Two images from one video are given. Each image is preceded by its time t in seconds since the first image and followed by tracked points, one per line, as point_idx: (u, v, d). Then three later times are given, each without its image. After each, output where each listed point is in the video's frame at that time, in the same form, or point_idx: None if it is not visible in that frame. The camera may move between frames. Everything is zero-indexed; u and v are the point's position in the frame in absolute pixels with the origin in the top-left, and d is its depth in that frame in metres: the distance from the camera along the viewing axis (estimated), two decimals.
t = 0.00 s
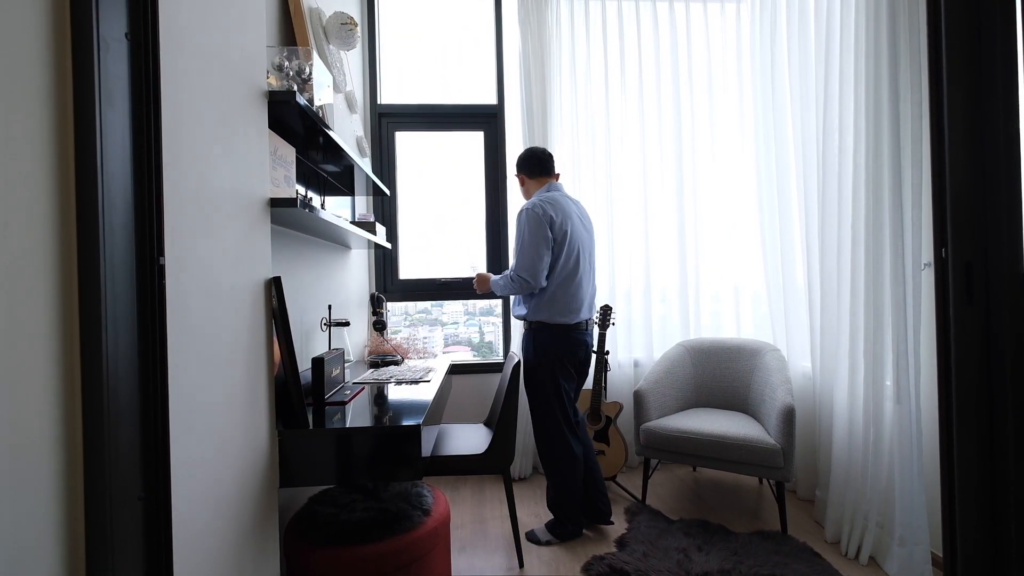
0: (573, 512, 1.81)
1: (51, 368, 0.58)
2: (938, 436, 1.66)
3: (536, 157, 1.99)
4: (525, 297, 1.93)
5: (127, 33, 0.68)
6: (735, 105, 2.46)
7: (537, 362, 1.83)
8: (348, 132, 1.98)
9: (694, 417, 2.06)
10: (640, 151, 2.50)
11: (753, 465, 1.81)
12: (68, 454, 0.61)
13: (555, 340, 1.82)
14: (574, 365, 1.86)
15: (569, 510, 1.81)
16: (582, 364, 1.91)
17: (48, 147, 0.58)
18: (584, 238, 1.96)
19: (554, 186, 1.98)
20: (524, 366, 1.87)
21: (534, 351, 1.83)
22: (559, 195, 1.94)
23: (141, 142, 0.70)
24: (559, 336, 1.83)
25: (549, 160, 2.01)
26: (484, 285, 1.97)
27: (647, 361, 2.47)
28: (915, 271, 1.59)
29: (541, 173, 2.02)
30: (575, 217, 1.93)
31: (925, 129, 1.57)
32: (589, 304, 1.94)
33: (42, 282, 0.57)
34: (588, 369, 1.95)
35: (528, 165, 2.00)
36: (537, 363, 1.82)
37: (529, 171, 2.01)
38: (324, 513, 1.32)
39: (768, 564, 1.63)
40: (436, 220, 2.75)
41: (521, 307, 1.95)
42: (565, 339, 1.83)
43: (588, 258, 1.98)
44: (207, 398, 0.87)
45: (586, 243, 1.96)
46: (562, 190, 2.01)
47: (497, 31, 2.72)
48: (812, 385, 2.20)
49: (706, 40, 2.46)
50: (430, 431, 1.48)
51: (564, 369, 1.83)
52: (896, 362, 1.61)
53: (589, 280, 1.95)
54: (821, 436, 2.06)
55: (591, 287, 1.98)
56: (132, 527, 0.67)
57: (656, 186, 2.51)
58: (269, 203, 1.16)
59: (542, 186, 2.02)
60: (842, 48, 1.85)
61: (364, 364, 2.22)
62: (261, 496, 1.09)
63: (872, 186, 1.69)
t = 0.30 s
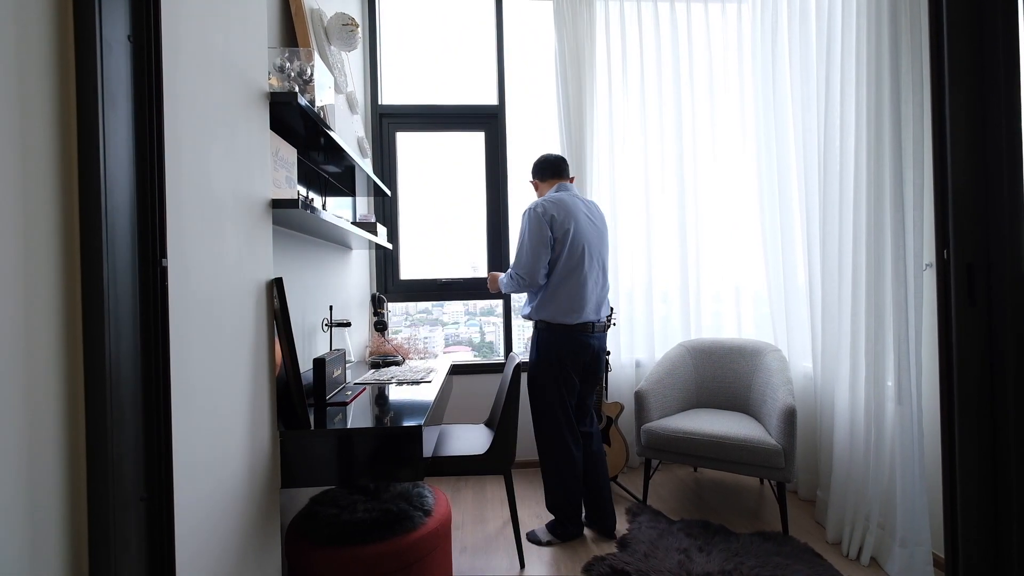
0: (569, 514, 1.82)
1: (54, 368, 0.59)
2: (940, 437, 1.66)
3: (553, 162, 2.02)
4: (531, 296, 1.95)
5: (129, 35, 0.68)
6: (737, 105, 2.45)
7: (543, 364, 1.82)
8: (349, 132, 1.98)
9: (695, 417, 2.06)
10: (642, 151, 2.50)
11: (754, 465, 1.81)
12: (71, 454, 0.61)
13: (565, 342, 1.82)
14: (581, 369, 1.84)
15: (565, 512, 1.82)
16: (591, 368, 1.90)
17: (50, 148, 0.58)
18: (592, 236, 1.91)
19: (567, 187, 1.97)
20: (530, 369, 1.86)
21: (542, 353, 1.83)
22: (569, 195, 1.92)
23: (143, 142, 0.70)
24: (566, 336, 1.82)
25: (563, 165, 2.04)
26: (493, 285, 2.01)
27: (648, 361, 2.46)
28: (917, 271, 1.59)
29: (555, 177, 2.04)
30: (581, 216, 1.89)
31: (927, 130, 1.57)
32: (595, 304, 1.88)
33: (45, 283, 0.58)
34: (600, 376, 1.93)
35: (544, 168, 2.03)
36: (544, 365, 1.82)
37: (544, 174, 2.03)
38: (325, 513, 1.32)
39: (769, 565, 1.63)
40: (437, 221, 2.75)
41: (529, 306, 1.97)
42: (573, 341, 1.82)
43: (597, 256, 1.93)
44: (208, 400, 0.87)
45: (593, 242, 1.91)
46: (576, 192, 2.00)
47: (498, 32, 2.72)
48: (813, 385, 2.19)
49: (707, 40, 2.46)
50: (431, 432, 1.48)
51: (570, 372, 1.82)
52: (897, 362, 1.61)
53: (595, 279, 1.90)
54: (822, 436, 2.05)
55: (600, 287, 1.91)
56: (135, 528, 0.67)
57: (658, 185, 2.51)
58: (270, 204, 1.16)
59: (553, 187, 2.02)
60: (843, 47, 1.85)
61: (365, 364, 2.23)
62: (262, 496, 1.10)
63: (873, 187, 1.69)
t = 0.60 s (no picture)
0: (570, 519, 1.81)
1: (55, 369, 0.59)
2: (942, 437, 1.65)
3: (577, 163, 2.05)
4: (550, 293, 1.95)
5: (130, 35, 0.68)
6: (738, 104, 2.44)
7: (558, 366, 1.80)
8: (350, 132, 1.98)
9: (696, 417, 2.06)
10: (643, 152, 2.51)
11: (756, 465, 1.81)
12: (71, 454, 0.61)
13: (584, 343, 1.80)
14: (597, 374, 1.81)
15: (568, 515, 1.81)
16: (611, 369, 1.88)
17: (51, 147, 0.58)
18: (611, 234, 1.91)
19: (587, 188, 1.98)
20: (542, 372, 1.84)
21: (558, 355, 1.81)
22: (589, 195, 1.92)
23: (144, 142, 0.70)
24: (587, 335, 1.80)
25: (585, 167, 2.06)
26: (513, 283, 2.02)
27: (650, 361, 2.46)
28: (918, 272, 1.59)
29: (577, 178, 2.07)
30: (600, 214, 1.89)
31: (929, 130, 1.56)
32: (615, 302, 1.87)
33: (47, 283, 0.58)
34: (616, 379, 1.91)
35: (567, 169, 2.05)
36: (559, 367, 1.80)
37: (566, 175, 2.05)
38: (326, 513, 1.32)
39: (770, 565, 1.63)
40: (438, 221, 2.75)
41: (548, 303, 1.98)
42: (592, 342, 1.80)
43: (616, 254, 1.92)
44: (210, 399, 0.87)
45: (612, 240, 1.90)
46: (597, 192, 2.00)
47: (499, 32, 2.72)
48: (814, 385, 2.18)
49: (709, 40, 2.46)
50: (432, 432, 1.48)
51: (588, 374, 1.80)
52: (899, 362, 1.61)
53: (614, 277, 1.89)
54: (823, 437, 2.05)
55: (619, 285, 1.90)
56: (135, 528, 0.67)
57: (660, 185, 2.52)
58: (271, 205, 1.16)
59: (575, 187, 2.02)
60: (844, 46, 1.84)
61: (366, 364, 2.23)
62: (263, 496, 1.10)
63: (875, 187, 1.69)
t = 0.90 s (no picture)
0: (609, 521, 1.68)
1: (55, 368, 0.58)
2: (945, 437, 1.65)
3: (593, 162, 2.01)
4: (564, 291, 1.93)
5: (130, 34, 0.68)
6: (739, 104, 2.42)
7: (570, 365, 1.75)
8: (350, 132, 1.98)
9: (697, 418, 2.06)
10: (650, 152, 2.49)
11: (758, 466, 1.80)
12: (72, 453, 0.61)
13: (597, 339, 1.75)
14: (607, 370, 1.76)
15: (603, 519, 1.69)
16: (625, 366, 1.86)
17: (51, 146, 0.58)
18: (626, 231, 1.88)
19: (603, 185, 1.94)
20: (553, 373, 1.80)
21: (569, 354, 1.77)
22: (604, 192, 1.90)
23: (144, 141, 0.70)
24: (600, 331, 1.76)
25: (602, 167, 2.02)
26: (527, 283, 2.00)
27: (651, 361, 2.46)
28: (921, 272, 1.58)
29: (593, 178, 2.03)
30: (612, 210, 1.86)
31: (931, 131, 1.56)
32: (629, 299, 1.82)
33: (47, 280, 0.58)
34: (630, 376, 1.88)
35: (583, 168, 2.02)
36: (572, 366, 1.75)
37: (582, 174, 2.03)
38: (327, 513, 1.32)
39: (772, 566, 1.62)
40: (438, 221, 2.75)
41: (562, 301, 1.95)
42: (605, 338, 1.76)
43: (631, 250, 1.87)
44: (210, 399, 0.86)
45: (627, 236, 1.87)
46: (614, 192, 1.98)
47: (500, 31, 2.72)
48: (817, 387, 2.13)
49: (711, 39, 2.45)
50: (432, 432, 1.48)
51: (601, 371, 1.75)
52: (901, 363, 1.60)
53: (629, 273, 1.84)
54: (825, 437, 2.04)
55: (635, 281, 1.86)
56: (135, 528, 0.67)
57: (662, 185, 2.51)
58: (273, 205, 1.16)
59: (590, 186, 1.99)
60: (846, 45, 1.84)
61: (366, 364, 2.22)
62: (264, 496, 1.09)
63: (878, 188, 1.68)
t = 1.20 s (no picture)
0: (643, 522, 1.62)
1: (54, 368, 0.58)
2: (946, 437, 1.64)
3: (603, 162, 1.98)
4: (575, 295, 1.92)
5: (129, 34, 0.68)
6: (740, 102, 2.41)
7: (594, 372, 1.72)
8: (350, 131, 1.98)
9: (698, 418, 2.05)
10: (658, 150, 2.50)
11: (759, 466, 1.79)
12: (72, 453, 0.61)
13: (615, 343, 1.72)
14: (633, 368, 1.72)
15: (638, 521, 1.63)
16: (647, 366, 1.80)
17: (50, 146, 0.58)
18: (631, 228, 1.82)
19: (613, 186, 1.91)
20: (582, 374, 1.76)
21: (592, 361, 1.74)
22: (607, 192, 1.86)
23: (143, 141, 0.69)
24: (609, 334, 1.73)
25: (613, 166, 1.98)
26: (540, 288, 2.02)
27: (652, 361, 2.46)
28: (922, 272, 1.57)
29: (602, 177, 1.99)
30: (614, 210, 1.81)
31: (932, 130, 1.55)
32: (637, 297, 1.76)
33: (47, 281, 0.58)
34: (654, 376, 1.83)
35: (592, 169, 1.99)
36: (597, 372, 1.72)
37: (592, 174, 1.99)
38: (328, 513, 1.31)
39: (773, 566, 1.62)
40: (439, 221, 2.74)
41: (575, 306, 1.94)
42: (623, 342, 1.72)
43: (637, 249, 1.81)
44: (210, 400, 0.86)
45: (632, 234, 1.81)
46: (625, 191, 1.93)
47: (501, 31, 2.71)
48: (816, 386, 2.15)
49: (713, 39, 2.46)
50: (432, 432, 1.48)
51: (625, 375, 1.71)
52: (903, 363, 1.60)
53: (635, 271, 1.79)
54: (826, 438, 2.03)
55: (643, 278, 1.79)
56: (134, 529, 0.67)
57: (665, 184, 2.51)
58: (273, 205, 1.16)
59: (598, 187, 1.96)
60: (847, 44, 1.83)
61: (367, 364, 2.22)
62: (264, 497, 1.09)
63: (879, 187, 1.68)
